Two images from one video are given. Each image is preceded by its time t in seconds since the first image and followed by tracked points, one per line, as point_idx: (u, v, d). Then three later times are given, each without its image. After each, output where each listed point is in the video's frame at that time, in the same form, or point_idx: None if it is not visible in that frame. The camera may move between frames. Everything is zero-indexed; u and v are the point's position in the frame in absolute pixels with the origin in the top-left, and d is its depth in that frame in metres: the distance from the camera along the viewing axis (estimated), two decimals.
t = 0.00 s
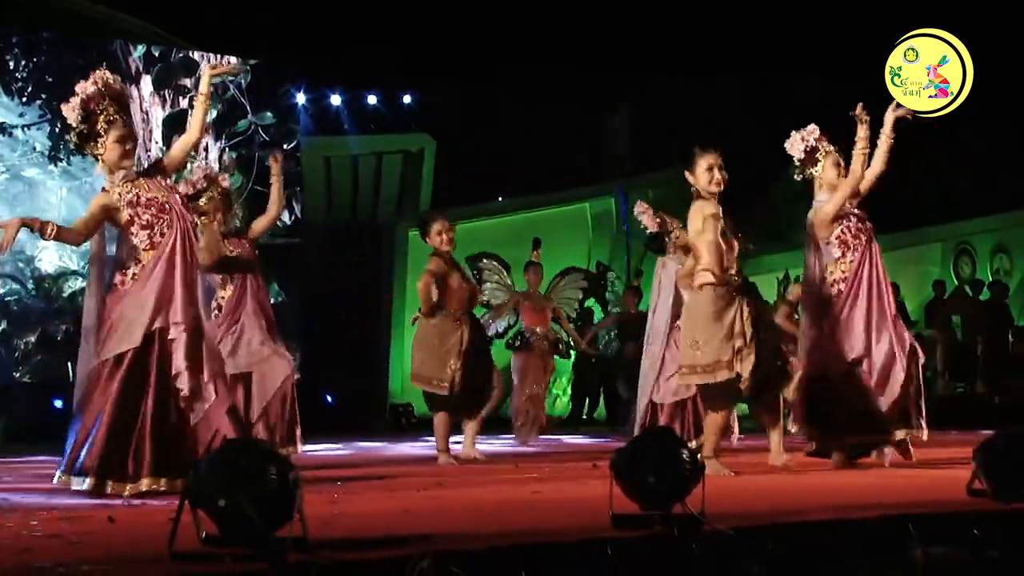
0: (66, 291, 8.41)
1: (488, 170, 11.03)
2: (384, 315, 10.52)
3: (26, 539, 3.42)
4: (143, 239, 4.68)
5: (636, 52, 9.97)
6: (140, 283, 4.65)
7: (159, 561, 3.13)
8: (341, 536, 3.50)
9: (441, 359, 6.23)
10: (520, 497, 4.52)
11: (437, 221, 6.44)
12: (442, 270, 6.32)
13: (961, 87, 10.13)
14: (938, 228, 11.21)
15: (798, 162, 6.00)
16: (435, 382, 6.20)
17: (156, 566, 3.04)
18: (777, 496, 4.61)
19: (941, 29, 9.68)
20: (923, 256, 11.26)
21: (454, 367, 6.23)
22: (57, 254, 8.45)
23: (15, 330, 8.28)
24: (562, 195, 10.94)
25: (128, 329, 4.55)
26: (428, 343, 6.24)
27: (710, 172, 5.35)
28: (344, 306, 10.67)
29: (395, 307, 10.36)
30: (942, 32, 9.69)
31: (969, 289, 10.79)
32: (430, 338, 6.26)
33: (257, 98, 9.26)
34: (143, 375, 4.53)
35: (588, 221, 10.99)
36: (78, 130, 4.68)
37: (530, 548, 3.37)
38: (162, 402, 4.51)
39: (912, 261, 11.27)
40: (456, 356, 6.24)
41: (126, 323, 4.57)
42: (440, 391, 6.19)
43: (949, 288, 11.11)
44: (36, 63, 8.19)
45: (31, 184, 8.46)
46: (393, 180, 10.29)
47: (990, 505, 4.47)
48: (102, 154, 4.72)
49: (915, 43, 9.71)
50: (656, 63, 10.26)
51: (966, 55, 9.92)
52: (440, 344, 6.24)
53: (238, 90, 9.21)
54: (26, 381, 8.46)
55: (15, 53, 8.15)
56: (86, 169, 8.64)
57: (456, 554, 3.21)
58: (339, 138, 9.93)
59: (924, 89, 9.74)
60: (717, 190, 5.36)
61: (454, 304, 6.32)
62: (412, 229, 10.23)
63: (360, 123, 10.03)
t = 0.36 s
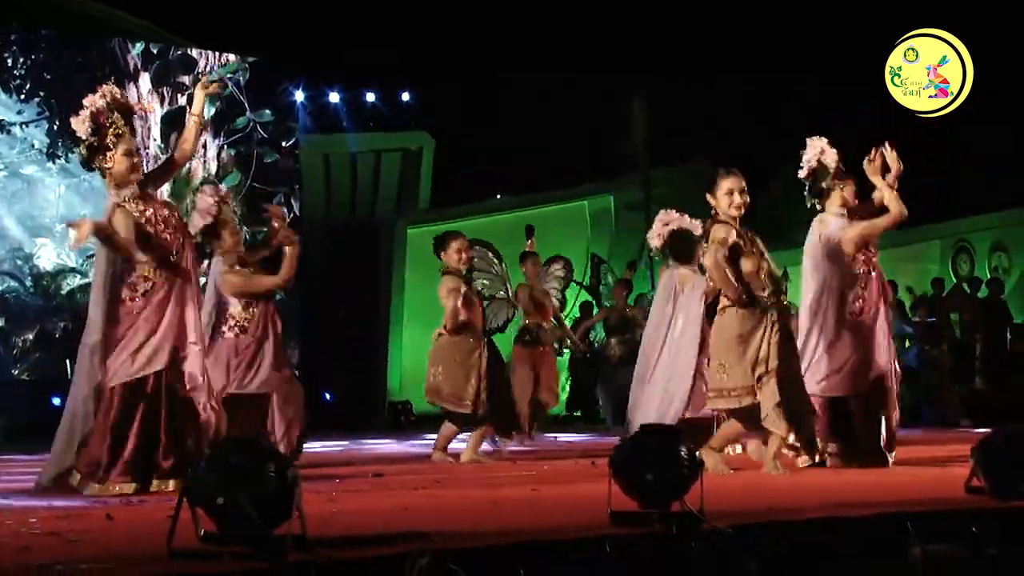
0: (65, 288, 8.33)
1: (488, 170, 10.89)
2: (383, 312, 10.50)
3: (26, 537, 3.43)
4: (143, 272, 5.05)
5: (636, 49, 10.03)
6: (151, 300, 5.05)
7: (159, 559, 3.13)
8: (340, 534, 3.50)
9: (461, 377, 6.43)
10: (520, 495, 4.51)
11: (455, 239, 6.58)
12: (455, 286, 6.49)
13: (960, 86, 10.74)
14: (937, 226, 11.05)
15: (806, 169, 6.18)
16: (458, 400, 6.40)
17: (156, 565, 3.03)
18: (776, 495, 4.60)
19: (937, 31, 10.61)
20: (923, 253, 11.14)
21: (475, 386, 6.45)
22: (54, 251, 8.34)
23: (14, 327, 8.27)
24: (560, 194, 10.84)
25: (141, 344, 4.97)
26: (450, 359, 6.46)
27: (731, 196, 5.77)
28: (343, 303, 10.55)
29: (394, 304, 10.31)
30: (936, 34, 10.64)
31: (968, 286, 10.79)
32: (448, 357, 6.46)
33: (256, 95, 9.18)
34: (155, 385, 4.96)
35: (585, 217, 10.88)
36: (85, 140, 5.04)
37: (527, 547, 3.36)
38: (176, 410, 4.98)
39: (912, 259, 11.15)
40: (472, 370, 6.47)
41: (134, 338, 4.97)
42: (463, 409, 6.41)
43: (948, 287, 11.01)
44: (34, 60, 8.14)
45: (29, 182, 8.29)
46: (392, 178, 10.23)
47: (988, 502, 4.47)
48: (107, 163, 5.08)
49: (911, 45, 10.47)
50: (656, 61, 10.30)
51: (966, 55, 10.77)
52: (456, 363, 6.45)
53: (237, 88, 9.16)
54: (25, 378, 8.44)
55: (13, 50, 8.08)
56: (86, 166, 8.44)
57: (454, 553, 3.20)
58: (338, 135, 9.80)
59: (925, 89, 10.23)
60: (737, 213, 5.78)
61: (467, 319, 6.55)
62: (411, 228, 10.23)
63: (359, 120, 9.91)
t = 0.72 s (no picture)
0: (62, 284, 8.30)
1: (487, 167, 10.96)
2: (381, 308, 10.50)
3: (23, 533, 3.42)
4: (172, 264, 4.82)
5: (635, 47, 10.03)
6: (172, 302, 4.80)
7: (156, 554, 3.12)
8: (337, 529, 3.51)
9: (463, 343, 6.14)
10: (516, 491, 4.52)
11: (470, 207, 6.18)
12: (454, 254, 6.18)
13: (961, 86, 10.66)
14: (933, 222, 11.30)
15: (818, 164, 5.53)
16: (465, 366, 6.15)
17: (155, 560, 3.03)
18: (775, 490, 4.61)
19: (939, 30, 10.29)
20: (918, 249, 11.38)
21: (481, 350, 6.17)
22: (51, 246, 8.36)
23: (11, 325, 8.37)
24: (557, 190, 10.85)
25: (163, 342, 4.71)
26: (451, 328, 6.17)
27: (754, 142, 5.26)
28: (344, 300, 10.44)
29: (392, 298, 10.40)
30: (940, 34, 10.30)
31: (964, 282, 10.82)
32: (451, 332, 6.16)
33: (253, 91, 9.26)
34: (176, 386, 4.71)
35: (582, 212, 10.84)
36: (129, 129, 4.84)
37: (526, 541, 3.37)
38: (200, 408, 4.75)
39: (908, 254, 11.40)
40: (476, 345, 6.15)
41: (155, 334, 4.71)
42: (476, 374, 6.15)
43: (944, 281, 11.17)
44: (31, 56, 8.12)
45: (26, 177, 8.25)
46: (389, 174, 10.23)
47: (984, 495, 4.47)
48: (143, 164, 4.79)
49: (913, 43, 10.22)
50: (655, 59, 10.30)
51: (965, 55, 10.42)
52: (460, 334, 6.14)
53: (233, 82, 9.17)
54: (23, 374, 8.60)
55: (10, 45, 8.04)
56: (82, 161, 8.45)
57: (451, 549, 3.21)
58: (337, 130, 9.87)
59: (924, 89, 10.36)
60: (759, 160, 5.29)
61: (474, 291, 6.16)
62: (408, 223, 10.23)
63: (356, 116, 10.03)
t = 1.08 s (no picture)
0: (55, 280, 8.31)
1: (487, 169, 10.98)
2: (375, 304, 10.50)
3: (16, 528, 3.42)
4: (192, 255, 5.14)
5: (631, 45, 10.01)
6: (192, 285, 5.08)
7: (149, 551, 3.12)
8: (332, 525, 3.51)
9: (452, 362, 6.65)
10: (512, 487, 4.52)
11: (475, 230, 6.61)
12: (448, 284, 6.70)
13: (961, 85, 10.56)
14: (927, 219, 11.19)
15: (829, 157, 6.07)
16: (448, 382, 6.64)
17: (148, 557, 3.02)
18: (769, 485, 4.63)
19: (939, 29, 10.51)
20: (912, 246, 11.27)
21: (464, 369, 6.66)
22: (45, 243, 8.30)
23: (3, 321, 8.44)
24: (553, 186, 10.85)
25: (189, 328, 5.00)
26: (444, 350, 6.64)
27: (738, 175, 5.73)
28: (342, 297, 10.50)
29: (385, 296, 10.47)
30: (940, 32, 10.53)
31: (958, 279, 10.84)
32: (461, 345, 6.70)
33: (247, 87, 8.91)
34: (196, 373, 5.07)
35: (574, 210, 10.80)
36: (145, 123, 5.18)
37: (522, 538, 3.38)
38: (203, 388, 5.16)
39: (901, 251, 11.32)
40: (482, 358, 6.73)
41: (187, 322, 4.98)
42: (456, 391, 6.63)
43: (937, 278, 11.09)
44: (24, 52, 8.10)
45: (18, 173, 8.22)
46: (383, 168, 10.25)
47: (977, 492, 4.48)
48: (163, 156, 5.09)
49: (911, 44, 10.37)
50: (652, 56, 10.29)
51: (966, 55, 10.51)
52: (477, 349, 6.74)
53: (228, 78, 8.81)
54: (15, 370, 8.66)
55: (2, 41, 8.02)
56: (76, 157, 8.34)
57: (447, 547, 3.22)
58: (331, 127, 9.70)
59: (925, 90, 10.25)
60: (744, 190, 5.74)
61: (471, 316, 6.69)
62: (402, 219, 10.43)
63: (349, 112, 9.88)
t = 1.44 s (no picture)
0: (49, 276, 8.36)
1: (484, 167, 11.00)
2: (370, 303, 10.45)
3: (10, 525, 3.42)
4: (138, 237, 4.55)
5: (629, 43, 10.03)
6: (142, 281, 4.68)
7: (143, 548, 3.13)
8: (327, 522, 3.52)
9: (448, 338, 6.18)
10: (507, 484, 4.54)
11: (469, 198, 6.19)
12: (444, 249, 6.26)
13: (961, 86, 11.18)
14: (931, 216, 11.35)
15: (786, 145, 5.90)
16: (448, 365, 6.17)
17: (142, 554, 3.03)
18: (763, 484, 4.61)
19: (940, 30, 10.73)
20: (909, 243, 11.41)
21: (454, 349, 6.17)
22: (39, 240, 8.39)
23: None
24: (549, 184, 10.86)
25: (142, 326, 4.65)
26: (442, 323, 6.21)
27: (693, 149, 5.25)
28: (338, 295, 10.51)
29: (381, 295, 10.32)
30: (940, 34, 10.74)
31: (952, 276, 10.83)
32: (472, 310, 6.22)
33: (241, 85, 9.07)
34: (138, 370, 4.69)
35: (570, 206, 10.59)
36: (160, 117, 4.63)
37: (515, 534, 3.38)
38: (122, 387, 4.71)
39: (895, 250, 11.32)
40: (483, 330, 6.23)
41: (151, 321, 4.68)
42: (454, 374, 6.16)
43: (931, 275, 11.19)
44: (19, 49, 8.06)
45: (13, 170, 8.38)
46: (378, 163, 10.28)
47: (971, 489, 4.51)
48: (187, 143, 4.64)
49: (913, 44, 10.78)
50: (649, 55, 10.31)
51: (963, 55, 11.01)
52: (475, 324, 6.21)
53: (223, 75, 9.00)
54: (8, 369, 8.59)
55: None
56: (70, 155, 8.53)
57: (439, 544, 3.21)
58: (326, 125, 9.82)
59: (924, 90, 10.97)
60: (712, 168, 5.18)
61: (471, 283, 6.19)
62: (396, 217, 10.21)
63: (344, 107, 9.88)
